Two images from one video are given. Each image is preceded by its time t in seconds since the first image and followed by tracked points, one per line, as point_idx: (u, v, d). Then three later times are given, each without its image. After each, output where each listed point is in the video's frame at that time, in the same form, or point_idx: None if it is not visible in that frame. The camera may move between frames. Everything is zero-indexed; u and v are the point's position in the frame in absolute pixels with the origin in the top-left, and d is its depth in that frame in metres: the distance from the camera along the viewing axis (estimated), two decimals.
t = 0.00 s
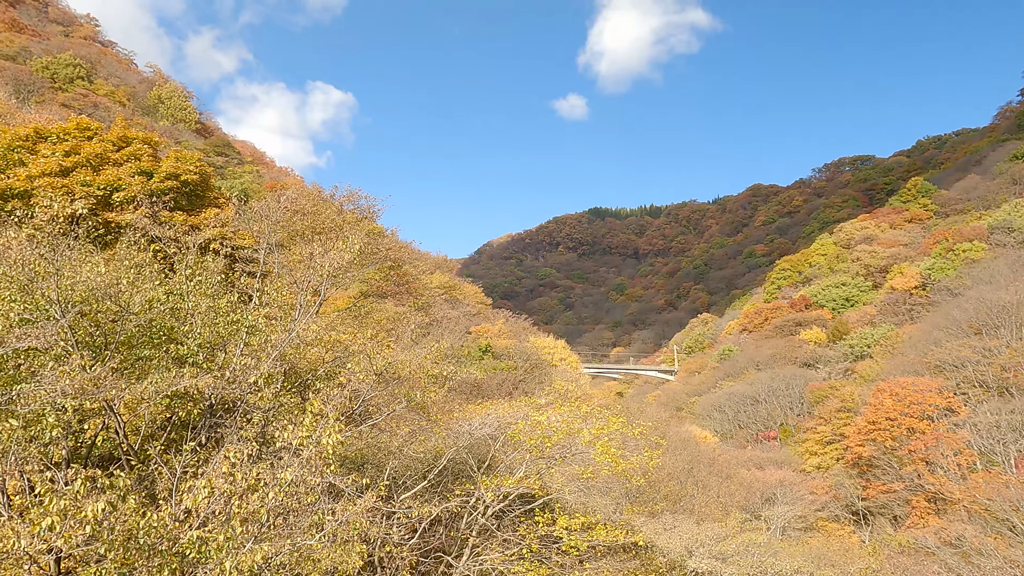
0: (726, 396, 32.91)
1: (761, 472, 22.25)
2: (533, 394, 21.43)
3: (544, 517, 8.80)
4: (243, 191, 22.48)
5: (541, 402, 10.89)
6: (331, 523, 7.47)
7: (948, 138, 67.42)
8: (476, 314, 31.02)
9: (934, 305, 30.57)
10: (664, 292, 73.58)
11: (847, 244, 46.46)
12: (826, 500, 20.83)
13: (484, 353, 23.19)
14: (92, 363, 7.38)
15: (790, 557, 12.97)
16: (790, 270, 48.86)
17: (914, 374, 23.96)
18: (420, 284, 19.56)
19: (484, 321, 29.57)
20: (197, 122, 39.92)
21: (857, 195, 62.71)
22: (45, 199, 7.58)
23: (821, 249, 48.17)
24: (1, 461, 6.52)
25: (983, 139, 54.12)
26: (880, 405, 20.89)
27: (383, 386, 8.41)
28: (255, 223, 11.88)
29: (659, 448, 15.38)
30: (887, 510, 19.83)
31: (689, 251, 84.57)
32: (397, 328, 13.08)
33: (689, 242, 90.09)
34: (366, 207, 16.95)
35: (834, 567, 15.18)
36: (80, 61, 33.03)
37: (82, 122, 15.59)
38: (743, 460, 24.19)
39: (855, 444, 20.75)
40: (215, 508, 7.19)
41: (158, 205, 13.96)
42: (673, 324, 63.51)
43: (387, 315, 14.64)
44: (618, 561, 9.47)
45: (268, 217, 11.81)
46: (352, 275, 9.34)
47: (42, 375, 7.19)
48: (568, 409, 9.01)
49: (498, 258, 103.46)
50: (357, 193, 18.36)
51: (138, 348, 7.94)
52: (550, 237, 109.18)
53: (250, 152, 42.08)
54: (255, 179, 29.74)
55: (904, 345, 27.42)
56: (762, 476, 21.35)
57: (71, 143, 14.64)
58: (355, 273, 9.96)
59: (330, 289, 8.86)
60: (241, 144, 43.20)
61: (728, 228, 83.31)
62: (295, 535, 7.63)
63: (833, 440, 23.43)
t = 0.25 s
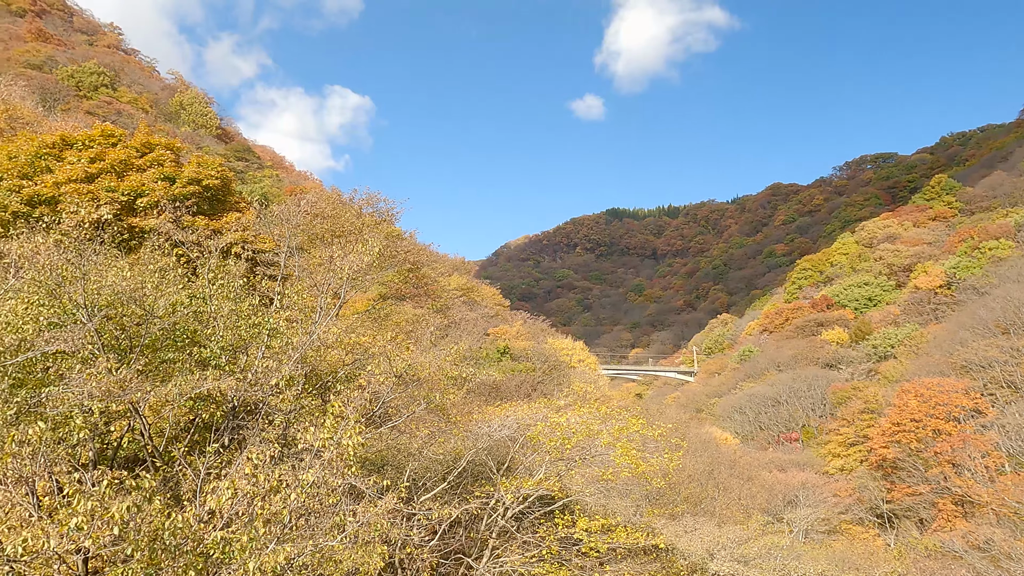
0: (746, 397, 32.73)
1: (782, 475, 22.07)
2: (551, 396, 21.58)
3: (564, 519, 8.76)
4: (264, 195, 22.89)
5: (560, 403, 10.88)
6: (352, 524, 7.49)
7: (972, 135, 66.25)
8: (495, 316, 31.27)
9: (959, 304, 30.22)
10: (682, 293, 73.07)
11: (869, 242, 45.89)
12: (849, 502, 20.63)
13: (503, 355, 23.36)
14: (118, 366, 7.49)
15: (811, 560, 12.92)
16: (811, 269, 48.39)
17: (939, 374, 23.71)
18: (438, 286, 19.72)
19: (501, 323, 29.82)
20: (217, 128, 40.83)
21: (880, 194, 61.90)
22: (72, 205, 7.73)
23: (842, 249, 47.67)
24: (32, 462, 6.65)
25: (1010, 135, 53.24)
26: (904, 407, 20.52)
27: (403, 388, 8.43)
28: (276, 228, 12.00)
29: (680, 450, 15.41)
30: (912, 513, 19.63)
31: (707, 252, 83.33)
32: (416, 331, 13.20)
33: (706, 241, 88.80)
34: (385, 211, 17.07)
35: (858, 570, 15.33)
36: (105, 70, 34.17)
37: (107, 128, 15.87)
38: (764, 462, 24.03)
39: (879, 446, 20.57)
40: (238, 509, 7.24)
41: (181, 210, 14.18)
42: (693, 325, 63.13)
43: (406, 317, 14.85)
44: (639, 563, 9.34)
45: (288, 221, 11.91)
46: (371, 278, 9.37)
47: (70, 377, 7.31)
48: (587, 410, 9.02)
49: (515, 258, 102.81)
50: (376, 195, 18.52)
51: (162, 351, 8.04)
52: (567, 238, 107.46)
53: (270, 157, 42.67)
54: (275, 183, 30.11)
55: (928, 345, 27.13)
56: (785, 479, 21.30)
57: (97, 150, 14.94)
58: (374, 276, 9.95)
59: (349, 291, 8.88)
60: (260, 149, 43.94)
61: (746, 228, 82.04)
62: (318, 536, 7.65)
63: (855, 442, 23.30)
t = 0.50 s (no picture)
0: (777, 402, 32.31)
1: (815, 481, 21.72)
2: (578, 401, 21.84)
3: (593, 525, 8.68)
4: (292, 204, 23.43)
5: (588, 409, 10.86)
6: (381, 529, 7.48)
7: (1005, 131, 64.57)
8: (521, 321, 31.57)
9: (998, 306, 29.83)
10: (710, 296, 72.36)
11: (901, 243, 45.09)
12: (885, 510, 20.28)
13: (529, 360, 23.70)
14: (153, 373, 7.62)
15: (846, 570, 12.76)
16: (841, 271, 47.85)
17: (977, 378, 23.38)
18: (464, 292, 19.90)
19: (527, 328, 30.16)
20: (246, 138, 42.10)
21: (913, 193, 60.85)
22: (109, 216, 7.94)
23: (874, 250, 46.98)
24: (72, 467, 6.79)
25: None
26: (941, 412, 20.36)
27: (430, 394, 8.43)
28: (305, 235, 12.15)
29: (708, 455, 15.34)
30: (951, 520, 19.20)
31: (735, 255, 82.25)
32: (443, 337, 13.34)
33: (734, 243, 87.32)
34: (411, 217, 17.23)
35: None
36: (138, 85, 35.77)
37: (141, 141, 16.23)
38: (796, 468, 23.73)
39: (915, 452, 20.31)
40: (271, 514, 7.27)
41: (211, 220, 14.46)
42: (721, 330, 62.79)
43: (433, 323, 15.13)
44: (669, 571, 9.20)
45: (317, 229, 12.06)
46: (398, 285, 9.43)
47: (107, 385, 7.45)
48: (615, 416, 8.99)
49: (540, 263, 101.32)
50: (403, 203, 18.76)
51: (195, 358, 8.15)
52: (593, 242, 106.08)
53: (298, 167, 43.91)
54: (304, 192, 30.71)
55: (966, 349, 26.80)
56: (817, 485, 20.92)
57: (131, 162, 15.33)
58: (401, 282, 9.97)
59: (376, 298, 8.92)
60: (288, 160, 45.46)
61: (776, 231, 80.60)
62: (348, 542, 7.64)
63: (890, 447, 22.93)
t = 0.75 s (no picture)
0: (813, 405, 31.77)
1: (855, 487, 21.31)
2: (609, 405, 22.07)
3: (626, 531, 8.60)
4: (324, 211, 23.99)
5: (620, 413, 10.85)
6: (415, 533, 7.47)
7: None
8: (550, 325, 31.89)
9: None
10: (742, 299, 71.53)
11: (941, 242, 43.98)
12: (927, 516, 19.87)
13: (559, 364, 24.08)
14: (191, 379, 7.77)
15: None
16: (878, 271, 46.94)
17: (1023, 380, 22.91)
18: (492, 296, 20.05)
19: (557, 333, 30.48)
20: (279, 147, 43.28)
21: (952, 190, 59.43)
22: (149, 226, 8.15)
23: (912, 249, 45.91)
24: (117, 471, 6.94)
25: None
26: (986, 415, 19.85)
27: (462, 399, 8.44)
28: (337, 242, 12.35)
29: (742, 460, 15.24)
30: (998, 528, 18.62)
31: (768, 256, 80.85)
32: (472, 342, 13.46)
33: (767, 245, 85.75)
34: (442, 223, 17.36)
35: None
36: (174, 97, 37.30)
37: (178, 152, 16.59)
38: (834, 472, 23.57)
39: (958, 457, 19.84)
40: (307, 518, 7.32)
41: (245, 228, 14.74)
42: (754, 331, 62.03)
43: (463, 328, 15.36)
44: None
45: (348, 235, 12.24)
46: (428, 290, 9.50)
47: (147, 391, 7.61)
48: (647, 420, 8.86)
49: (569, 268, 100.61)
50: (432, 209, 18.96)
51: (232, 364, 8.29)
52: (621, 245, 105.01)
53: (329, 174, 45.15)
54: (335, 200, 31.34)
55: (1012, 351, 26.11)
56: (857, 491, 20.35)
57: (169, 173, 15.74)
58: (431, 287, 9.98)
59: (407, 303, 8.96)
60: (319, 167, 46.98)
61: (810, 231, 79.16)
62: (382, 546, 7.64)
63: (932, 452, 22.40)
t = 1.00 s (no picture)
0: (846, 407, 31.35)
1: (892, 489, 20.86)
2: (638, 407, 22.23)
3: (657, 533, 8.53)
4: (353, 215, 24.50)
5: (650, 415, 10.87)
6: (446, 535, 7.48)
7: None
8: (578, 326, 32.11)
9: None
10: (773, 299, 70.70)
11: (980, 238, 42.78)
12: (969, 520, 19.34)
13: (587, 365, 24.42)
14: (226, 382, 7.89)
15: None
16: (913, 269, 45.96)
17: None
18: (520, 298, 20.22)
19: (585, 334, 30.72)
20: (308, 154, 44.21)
21: (991, 185, 57.84)
22: (184, 233, 8.31)
23: (949, 246, 44.74)
24: (156, 473, 7.06)
25: None
26: None
27: (491, 401, 8.45)
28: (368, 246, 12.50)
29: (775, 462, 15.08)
30: None
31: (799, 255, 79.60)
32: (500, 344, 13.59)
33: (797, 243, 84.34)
34: (468, 226, 17.39)
35: None
36: (205, 106, 38.68)
37: (210, 160, 16.88)
38: (870, 475, 23.02)
39: (1000, 459, 19.43)
40: (341, 519, 7.37)
41: (276, 233, 14.97)
42: (785, 332, 61.44)
43: (490, 331, 15.61)
44: None
45: (378, 239, 12.37)
46: (456, 292, 9.54)
47: (184, 394, 7.75)
48: (678, 422, 8.96)
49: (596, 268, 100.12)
50: (459, 212, 19.10)
51: (265, 367, 8.41)
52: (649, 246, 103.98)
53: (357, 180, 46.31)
54: (364, 205, 31.84)
55: None
56: (894, 494, 19.81)
57: (202, 180, 16.06)
58: (459, 290, 9.97)
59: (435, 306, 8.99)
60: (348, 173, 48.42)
61: (841, 228, 77.74)
62: (414, 547, 7.67)
63: (972, 454, 21.99)
